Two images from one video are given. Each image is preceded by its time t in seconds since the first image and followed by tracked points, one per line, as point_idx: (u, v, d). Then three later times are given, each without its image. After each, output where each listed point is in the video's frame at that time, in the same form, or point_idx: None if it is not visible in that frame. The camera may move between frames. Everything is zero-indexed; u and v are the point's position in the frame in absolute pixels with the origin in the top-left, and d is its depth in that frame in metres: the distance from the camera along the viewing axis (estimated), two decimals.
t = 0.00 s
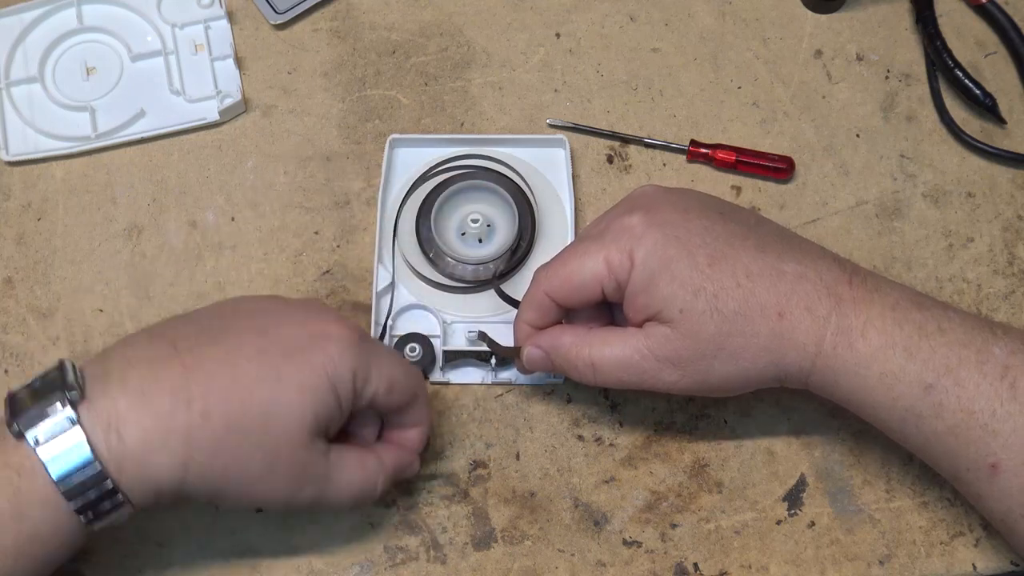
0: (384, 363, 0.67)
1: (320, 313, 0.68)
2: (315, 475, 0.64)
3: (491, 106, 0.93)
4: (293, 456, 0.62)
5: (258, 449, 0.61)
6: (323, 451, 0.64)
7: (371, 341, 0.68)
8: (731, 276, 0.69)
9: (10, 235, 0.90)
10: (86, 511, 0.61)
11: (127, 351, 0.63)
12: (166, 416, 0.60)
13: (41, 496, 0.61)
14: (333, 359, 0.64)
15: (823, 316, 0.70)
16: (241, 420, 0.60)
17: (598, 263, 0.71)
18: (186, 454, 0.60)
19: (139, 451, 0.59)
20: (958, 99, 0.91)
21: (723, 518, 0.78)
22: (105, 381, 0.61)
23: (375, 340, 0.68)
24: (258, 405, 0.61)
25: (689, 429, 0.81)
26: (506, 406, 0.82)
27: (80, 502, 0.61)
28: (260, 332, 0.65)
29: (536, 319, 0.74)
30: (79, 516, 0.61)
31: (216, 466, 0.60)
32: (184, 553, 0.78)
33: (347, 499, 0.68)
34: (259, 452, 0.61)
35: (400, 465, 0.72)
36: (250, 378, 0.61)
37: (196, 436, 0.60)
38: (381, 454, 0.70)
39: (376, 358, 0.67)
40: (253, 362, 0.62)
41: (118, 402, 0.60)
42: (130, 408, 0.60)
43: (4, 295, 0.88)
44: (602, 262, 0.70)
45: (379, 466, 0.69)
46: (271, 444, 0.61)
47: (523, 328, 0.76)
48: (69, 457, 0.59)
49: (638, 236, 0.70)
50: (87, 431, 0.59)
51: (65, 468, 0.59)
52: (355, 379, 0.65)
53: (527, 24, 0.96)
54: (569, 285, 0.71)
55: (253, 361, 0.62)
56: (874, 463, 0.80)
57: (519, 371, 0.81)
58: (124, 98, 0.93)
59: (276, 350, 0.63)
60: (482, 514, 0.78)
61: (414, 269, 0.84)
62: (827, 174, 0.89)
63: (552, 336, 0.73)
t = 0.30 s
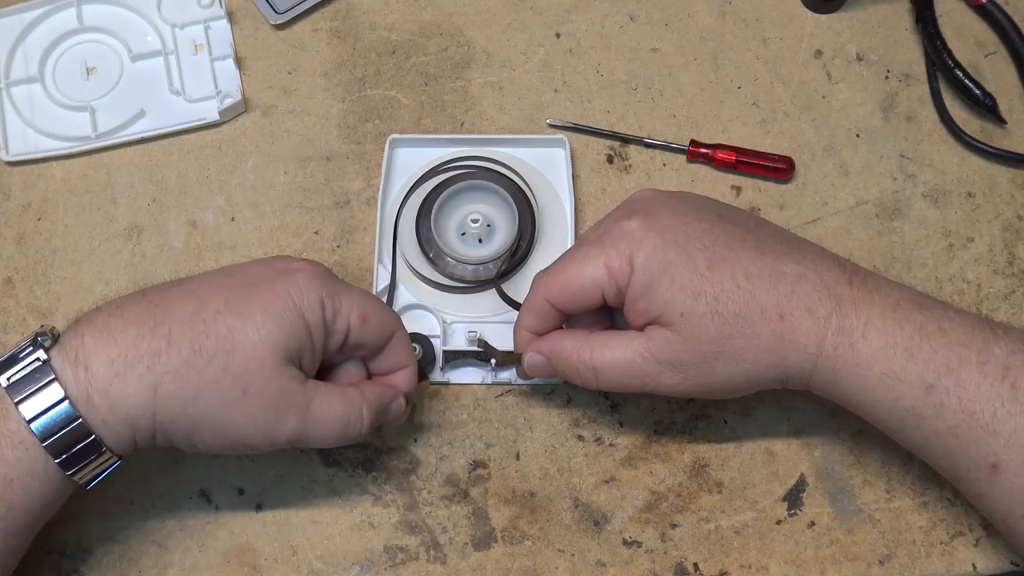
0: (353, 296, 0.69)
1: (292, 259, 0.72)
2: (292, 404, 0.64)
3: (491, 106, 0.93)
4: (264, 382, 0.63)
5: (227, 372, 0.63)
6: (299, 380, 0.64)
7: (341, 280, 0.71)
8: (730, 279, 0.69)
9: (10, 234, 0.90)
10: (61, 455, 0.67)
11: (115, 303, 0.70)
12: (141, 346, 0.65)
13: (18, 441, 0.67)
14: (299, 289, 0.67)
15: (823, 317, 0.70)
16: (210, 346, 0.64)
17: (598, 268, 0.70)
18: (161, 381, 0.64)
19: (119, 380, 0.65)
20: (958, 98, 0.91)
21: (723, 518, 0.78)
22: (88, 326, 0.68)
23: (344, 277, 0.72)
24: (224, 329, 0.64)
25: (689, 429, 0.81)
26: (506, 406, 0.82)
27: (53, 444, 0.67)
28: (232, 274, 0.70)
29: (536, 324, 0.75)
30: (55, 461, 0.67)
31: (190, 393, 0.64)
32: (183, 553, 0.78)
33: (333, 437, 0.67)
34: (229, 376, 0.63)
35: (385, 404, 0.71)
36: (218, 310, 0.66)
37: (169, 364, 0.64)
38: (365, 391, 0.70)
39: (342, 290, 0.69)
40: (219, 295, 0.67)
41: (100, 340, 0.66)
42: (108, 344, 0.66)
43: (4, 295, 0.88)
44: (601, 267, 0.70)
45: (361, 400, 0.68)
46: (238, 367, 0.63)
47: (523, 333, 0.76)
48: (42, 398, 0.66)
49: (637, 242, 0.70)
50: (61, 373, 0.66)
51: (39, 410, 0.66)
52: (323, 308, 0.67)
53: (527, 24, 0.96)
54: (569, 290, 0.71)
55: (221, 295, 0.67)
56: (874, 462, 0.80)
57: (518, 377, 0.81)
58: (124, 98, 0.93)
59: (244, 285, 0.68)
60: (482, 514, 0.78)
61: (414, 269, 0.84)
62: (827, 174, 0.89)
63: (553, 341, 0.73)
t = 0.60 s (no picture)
0: (352, 295, 0.69)
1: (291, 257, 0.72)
2: (291, 403, 0.64)
3: (491, 106, 0.93)
4: (263, 380, 0.63)
5: (225, 371, 0.63)
6: (299, 379, 0.65)
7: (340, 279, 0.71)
8: (729, 279, 0.69)
9: (10, 235, 0.90)
10: (60, 455, 0.67)
11: (114, 302, 0.71)
12: (141, 346, 0.65)
13: (15, 440, 0.67)
14: (298, 288, 0.67)
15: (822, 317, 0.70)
16: (209, 345, 0.64)
17: (598, 271, 0.70)
18: (161, 379, 0.64)
19: (118, 379, 0.65)
20: (958, 98, 0.91)
21: (723, 517, 0.78)
22: (88, 325, 0.68)
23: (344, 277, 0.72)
24: (223, 328, 0.64)
25: (688, 429, 0.81)
26: (506, 406, 0.82)
27: (51, 443, 0.66)
28: (232, 273, 0.70)
29: (536, 329, 0.75)
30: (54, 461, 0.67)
31: (189, 391, 0.64)
32: (182, 554, 0.78)
33: (332, 437, 0.67)
34: (228, 374, 0.63)
35: (385, 403, 0.71)
36: (217, 309, 0.66)
37: (168, 362, 0.64)
38: (366, 392, 0.69)
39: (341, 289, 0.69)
40: (218, 294, 0.67)
41: (100, 340, 0.67)
42: (107, 343, 0.66)
43: (4, 295, 0.88)
44: (601, 270, 0.70)
45: (360, 400, 0.68)
46: (237, 365, 0.63)
47: (522, 337, 0.76)
48: (42, 397, 0.66)
49: (636, 243, 0.70)
50: (61, 373, 0.66)
51: (38, 410, 0.66)
52: (322, 307, 0.67)
53: (527, 24, 0.96)
54: (568, 293, 0.71)
55: (220, 294, 0.67)
56: (874, 463, 0.80)
57: (517, 380, 0.81)
58: (124, 98, 0.93)
59: (243, 283, 0.68)
60: (482, 514, 0.78)
61: (414, 269, 0.84)
62: (827, 174, 0.89)
63: (552, 345, 0.73)
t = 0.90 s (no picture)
0: (367, 319, 0.70)
1: (302, 276, 0.72)
2: (307, 436, 0.65)
3: (491, 106, 0.93)
4: (282, 412, 0.64)
5: (246, 402, 0.64)
6: (316, 410, 0.65)
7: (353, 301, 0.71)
8: (725, 285, 0.69)
9: (10, 235, 0.90)
10: (79, 485, 0.67)
11: (123, 325, 0.69)
12: (160, 379, 0.64)
13: (36, 471, 0.66)
14: (313, 312, 0.67)
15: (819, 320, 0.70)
16: (229, 374, 0.64)
17: (594, 279, 0.71)
18: (182, 410, 0.64)
19: (140, 415, 0.64)
20: (958, 98, 0.91)
21: (723, 517, 0.78)
22: (100, 353, 0.67)
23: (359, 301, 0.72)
24: (242, 357, 0.65)
25: (688, 430, 0.81)
26: (506, 407, 0.82)
27: (73, 473, 0.66)
28: (244, 292, 0.70)
29: (534, 337, 0.75)
30: (73, 490, 0.67)
31: (210, 422, 0.64)
32: (183, 555, 0.78)
33: (346, 469, 0.68)
34: (249, 406, 0.64)
35: (406, 442, 0.72)
36: (235, 336, 0.66)
37: (189, 395, 0.64)
38: (384, 426, 0.70)
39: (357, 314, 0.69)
40: (235, 320, 0.67)
41: (116, 370, 0.65)
42: (124, 374, 0.65)
43: (3, 295, 0.88)
44: (598, 277, 0.71)
45: (379, 437, 0.69)
46: (258, 397, 0.64)
47: (521, 346, 0.76)
48: (62, 427, 0.65)
49: (632, 251, 0.70)
50: (79, 403, 0.65)
51: (59, 440, 0.65)
52: (338, 331, 0.68)
53: (527, 24, 0.96)
54: (566, 301, 0.71)
55: (236, 319, 0.67)
56: (874, 462, 0.80)
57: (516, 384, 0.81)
58: (124, 98, 0.93)
59: (258, 307, 0.68)
60: (482, 514, 0.78)
61: (414, 269, 0.84)
62: (827, 174, 0.89)
63: (551, 353, 0.73)
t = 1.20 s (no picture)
0: (380, 295, 0.68)
1: (302, 273, 0.69)
2: (349, 431, 0.66)
3: (491, 106, 0.93)
4: (318, 428, 0.65)
5: (282, 429, 0.64)
6: (351, 410, 0.66)
7: (362, 276, 0.70)
8: (725, 289, 0.69)
9: (10, 235, 0.90)
10: (120, 528, 0.68)
11: (140, 367, 0.68)
12: (193, 428, 0.64)
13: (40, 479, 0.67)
14: (324, 317, 0.66)
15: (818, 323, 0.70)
16: (257, 405, 0.64)
17: (594, 281, 0.71)
18: (224, 448, 0.64)
19: (181, 464, 0.65)
20: (957, 99, 0.91)
21: (723, 518, 0.78)
22: (129, 404, 0.66)
23: (364, 274, 0.70)
24: (266, 386, 0.64)
25: (688, 430, 0.81)
26: (506, 407, 0.82)
27: (114, 520, 0.67)
28: (249, 310, 0.67)
29: (533, 337, 0.74)
30: (112, 533, 0.68)
31: (254, 455, 0.65)
32: (183, 556, 0.78)
33: (398, 450, 0.69)
34: (286, 434, 0.64)
35: (456, 415, 0.70)
36: (252, 364, 0.64)
37: (225, 435, 0.64)
38: (425, 399, 0.70)
39: (370, 291, 0.68)
40: (246, 343, 0.65)
41: (149, 421, 0.65)
42: (157, 425, 0.65)
43: (4, 295, 0.88)
44: (597, 279, 0.70)
45: (420, 415, 0.69)
46: (292, 424, 0.64)
47: (519, 346, 0.75)
48: (103, 478, 0.66)
49: (632, 252, 0.70)
50: (118, 455, 0.65)
51: (99, 490, 0.66)
52: (353, 327, 0.66)
53: (527, 24, 0.96)
54: (565, 302, 0.71)
55: (247, 345, 0.65)
56: (874, 462, 0.80)
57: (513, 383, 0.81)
58: (124, 98, 0.93)
59: (266, 326, 0.66)
60: (482, 514, 0.78)
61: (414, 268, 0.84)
62: (827, 175, 0.89)
63: (549, 352, 0.73)
